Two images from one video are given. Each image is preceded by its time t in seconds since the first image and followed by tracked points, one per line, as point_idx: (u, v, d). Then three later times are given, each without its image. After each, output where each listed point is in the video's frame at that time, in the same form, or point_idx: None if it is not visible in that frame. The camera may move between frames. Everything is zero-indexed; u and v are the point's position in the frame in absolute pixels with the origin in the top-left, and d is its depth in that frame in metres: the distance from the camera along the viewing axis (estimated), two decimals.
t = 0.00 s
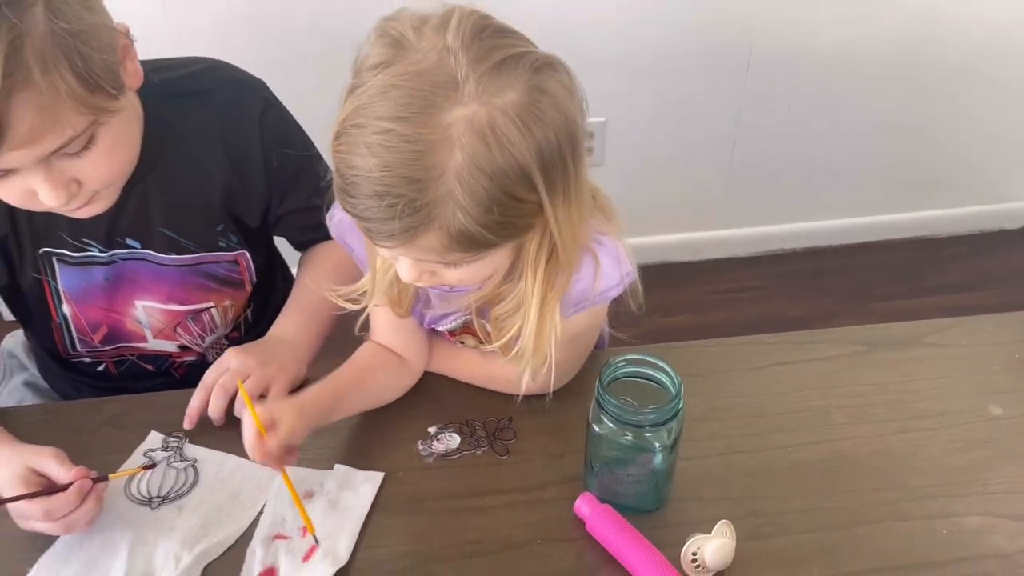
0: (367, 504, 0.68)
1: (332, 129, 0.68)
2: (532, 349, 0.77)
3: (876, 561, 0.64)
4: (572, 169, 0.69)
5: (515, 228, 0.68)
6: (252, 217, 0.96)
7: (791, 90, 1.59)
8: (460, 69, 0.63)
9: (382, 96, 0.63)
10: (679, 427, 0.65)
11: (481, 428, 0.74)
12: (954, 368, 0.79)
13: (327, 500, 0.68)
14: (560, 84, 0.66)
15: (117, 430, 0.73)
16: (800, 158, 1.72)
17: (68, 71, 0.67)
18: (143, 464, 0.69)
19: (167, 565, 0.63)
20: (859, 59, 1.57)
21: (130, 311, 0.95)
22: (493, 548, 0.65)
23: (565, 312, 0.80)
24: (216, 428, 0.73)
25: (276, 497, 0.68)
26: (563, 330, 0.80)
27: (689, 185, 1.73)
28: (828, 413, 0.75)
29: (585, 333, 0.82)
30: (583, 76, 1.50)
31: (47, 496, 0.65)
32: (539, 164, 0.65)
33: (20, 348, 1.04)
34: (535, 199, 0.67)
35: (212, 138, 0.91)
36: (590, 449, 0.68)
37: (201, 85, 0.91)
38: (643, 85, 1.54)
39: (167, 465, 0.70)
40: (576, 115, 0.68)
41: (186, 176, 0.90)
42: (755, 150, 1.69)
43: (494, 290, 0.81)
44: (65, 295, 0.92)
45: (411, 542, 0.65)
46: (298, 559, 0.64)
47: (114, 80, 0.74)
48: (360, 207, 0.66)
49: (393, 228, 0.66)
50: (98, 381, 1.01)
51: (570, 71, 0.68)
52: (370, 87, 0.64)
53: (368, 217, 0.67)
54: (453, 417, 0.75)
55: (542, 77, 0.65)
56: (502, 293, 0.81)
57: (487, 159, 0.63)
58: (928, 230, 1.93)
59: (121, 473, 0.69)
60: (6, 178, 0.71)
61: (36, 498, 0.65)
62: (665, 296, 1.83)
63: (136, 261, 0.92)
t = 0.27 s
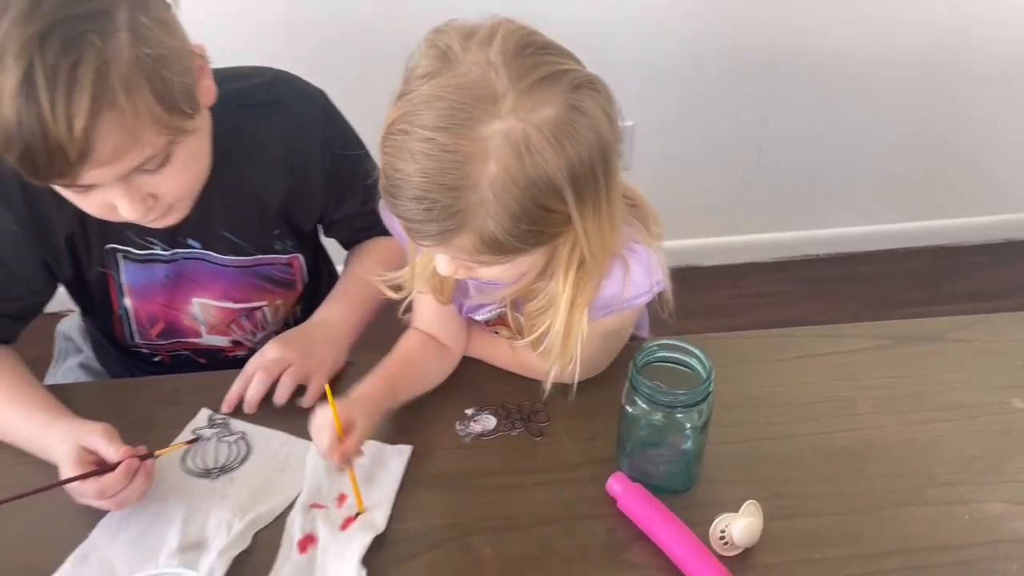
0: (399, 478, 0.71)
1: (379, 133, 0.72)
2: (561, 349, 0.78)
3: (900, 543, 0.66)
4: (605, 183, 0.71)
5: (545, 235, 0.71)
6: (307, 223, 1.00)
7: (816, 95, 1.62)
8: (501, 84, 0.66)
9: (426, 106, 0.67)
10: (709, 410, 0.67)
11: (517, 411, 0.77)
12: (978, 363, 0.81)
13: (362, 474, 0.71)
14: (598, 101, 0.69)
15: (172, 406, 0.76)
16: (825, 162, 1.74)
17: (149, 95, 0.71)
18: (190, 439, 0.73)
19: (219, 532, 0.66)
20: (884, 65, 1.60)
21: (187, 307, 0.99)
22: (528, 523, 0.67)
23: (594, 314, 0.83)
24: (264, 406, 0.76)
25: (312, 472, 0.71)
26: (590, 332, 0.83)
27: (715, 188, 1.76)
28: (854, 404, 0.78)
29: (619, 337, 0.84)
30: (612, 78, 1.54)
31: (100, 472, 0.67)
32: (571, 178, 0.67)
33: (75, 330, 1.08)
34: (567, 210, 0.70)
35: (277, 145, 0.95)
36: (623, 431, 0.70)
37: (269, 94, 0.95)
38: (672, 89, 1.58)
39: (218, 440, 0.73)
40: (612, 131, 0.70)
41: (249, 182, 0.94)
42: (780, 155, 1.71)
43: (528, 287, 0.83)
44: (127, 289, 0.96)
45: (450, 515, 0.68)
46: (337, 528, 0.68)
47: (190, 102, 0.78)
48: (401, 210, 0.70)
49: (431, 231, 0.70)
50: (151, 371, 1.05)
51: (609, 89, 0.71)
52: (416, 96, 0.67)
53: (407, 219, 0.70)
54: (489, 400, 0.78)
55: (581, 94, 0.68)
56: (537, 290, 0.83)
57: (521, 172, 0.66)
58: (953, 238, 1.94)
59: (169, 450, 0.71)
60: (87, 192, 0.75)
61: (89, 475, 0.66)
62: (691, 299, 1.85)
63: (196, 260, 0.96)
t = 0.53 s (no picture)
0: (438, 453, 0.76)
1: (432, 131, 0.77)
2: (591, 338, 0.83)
3: (916, 523, 0.70)
4: (644, 184, 0.76)
5: (585, 231, 0.76)
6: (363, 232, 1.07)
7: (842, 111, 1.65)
8: (550, 90, 0.71)
9: (478, 108, 0.72)
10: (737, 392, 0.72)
11: (553, 394, 0.81)
12: (999, 363, 0.84)
13: (406, 450, 0.76)
14: (640, 107, 0.73)
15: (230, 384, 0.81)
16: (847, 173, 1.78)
17: (251, 135, 0.76)
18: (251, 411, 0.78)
19: (277, 497, 0.71)
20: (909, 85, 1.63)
21: (248, 305, 1.04)
22: (564, 497, 0.72)
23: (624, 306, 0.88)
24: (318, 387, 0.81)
25: (357, 446, 0.76)
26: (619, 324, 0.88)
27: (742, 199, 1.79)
28: (876, 396, 0.81)
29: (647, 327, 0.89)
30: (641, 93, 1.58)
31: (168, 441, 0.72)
32: (612, 178, 0.72)
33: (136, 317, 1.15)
34: (606, 208, 0.74)
35: (344, 160, 1.00)
36: (654, 412, 0.75)
37: (338, 111, 1.01)
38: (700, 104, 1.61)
39: (276, 414, 0.78)
40: (651, 136, 0.75)
41: (319, 196, 1.00)
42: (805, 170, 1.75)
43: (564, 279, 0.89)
44: (194, 287, 1.01)
45: (489, 488, 0.73)
46: (381, 498, 0.72)
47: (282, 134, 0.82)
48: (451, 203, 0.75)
49: (478, 222, 0.75)
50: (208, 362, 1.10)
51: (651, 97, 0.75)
52: (470, 99, 0.73)
53: (457, 211, 0.75)
54: (526, 383, 0.82)
55: (624, 100, 0.73)
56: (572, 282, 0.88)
57: (565, 171, 0.71)
58: (977, 253, 1.96)
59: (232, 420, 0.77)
60: (183, 215, 0.80)
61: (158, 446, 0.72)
62: (715, 309, 1.89)
63: (260, 262, 1.01)
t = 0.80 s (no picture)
0: (466, 423, 0.79)
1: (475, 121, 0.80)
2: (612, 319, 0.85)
3: (933, 498, 0.72)
4: (675, 179, 0.79)
5: (617, 220, 0.79)
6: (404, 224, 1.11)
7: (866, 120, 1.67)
8: (592, 84, 0.75)
9: (522, 99, 0.75)
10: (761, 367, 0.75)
11: (582, 371, 0.84)
12: (1016, 351, 0.87)
13: (431, 420, 0.79)
14: (675, 104, 0.77)
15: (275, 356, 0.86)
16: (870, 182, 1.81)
17: (326, 137, 0.80)
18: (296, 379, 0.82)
19: (319, 461, 0.75)
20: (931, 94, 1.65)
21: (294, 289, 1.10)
22: (592, 466, 0.75)
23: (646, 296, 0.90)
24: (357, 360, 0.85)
25: (385, 416, 0.79)
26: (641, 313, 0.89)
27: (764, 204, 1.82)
28: (896, 380, 0.84)
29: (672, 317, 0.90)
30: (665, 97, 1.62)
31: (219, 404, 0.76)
32: (646, 170, 0.76)
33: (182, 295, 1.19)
34: (639, 199, 0.77)
35: (393, 156, 1.04)
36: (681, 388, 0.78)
37: (391, 108, 1.04)
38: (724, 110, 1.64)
39: (317, 384, 0.82)
40: (684, 132, 0.78)
41: (363, 189, 1.04)
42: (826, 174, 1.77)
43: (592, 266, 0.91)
44: (246, 269, 1.07)
45: (521, 457, 0.76)
46: (410, 464, 0.75)
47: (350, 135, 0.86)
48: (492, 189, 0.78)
49: (518, 207, 0.78)
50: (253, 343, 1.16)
51: (686, 97, 0.79)
52: (513, 90, 0.76)
53: (497, 196, 0.79)
54: (555, 361, 0.86)
55: (661, 97, 0.77)
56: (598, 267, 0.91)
57: (602, 161, 0.74)
58: (997, 259, 1.97)
59: (277, 387, 0.81)
60: (255, 211, 0.84)
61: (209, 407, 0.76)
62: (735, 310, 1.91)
63: (308, 248, 1.07)
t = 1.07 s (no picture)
0: (485, 414, 0.81)
1: (512, 114, 0.82)
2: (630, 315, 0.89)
3: (943, 494, 0.73)
4: (709, 154, 0.83)
5: (660, 198, 0.82)
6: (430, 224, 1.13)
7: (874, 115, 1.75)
8: (633, 68, 0.77)
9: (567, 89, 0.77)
10: (775, 364, 0.76)
11: (598, 366, 0.86)
12: None
13: (450, 410, 0.81)
14: (706, 83, 0.81)
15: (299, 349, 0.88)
16: (881, 181, 1.86)
17: (368, 140, 0.83)
18: (321, 369, 0.85)
19: (342, 447, 0.77)
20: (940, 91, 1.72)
21: (320, 285, 1.12)
22: (608, 458, 0.77)
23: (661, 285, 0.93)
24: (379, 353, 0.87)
25: (405, 405, 0.82)
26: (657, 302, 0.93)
27: (777, 201, 1.89)
28: (908, 379, 0.85)
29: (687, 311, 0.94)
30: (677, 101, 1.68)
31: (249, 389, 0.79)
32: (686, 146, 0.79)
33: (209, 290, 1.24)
34: (680, 175, 0.80)
35: (422, 159, 1.07)
36: (696, 382, 0.79)
37: (421, 112, 1.07)
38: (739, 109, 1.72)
39: (340, 375, 0.85)
40: (716, 108, 0.82)
41: (394, 189, 1.07)
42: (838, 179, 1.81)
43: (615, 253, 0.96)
44: (275, 264, 1.10)
45: (539, 449, 0.78)
46: (431, 451, 0.77)
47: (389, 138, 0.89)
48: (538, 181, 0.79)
49: (566, 197, 0.79)
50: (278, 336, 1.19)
51: (714, 73, 0.83)
52: (551, 83, 0.78)
53: (543, 188, 0.80)
54: (572, 355, 0.88)
55: (694, 75, 0.80)
56: (618, 256, 0.96)
57: (651, 141, 0.77)
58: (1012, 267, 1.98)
59: (304, 374, 0.84)
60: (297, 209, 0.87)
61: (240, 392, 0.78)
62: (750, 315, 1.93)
63: (336, 246, 1.09)
